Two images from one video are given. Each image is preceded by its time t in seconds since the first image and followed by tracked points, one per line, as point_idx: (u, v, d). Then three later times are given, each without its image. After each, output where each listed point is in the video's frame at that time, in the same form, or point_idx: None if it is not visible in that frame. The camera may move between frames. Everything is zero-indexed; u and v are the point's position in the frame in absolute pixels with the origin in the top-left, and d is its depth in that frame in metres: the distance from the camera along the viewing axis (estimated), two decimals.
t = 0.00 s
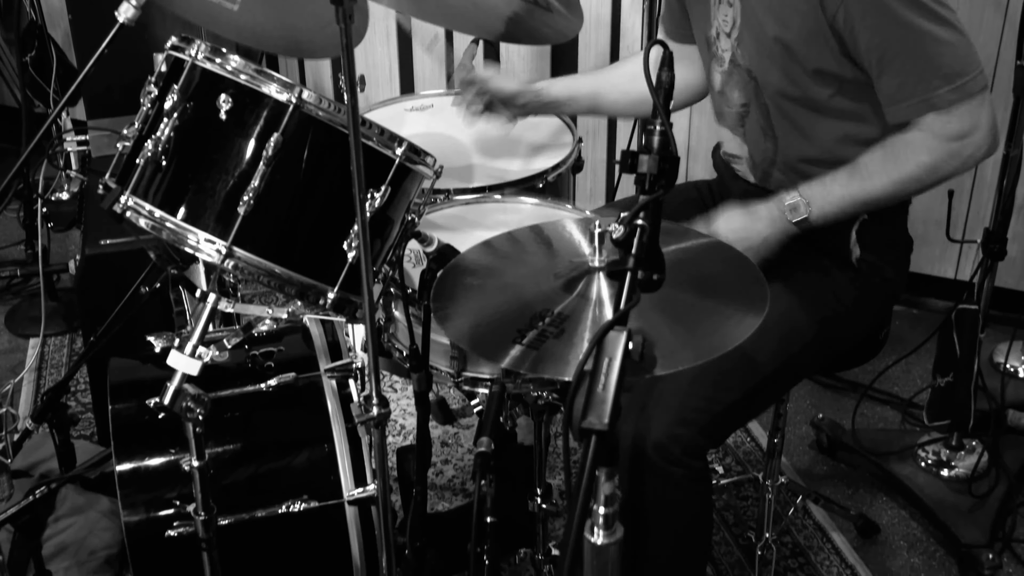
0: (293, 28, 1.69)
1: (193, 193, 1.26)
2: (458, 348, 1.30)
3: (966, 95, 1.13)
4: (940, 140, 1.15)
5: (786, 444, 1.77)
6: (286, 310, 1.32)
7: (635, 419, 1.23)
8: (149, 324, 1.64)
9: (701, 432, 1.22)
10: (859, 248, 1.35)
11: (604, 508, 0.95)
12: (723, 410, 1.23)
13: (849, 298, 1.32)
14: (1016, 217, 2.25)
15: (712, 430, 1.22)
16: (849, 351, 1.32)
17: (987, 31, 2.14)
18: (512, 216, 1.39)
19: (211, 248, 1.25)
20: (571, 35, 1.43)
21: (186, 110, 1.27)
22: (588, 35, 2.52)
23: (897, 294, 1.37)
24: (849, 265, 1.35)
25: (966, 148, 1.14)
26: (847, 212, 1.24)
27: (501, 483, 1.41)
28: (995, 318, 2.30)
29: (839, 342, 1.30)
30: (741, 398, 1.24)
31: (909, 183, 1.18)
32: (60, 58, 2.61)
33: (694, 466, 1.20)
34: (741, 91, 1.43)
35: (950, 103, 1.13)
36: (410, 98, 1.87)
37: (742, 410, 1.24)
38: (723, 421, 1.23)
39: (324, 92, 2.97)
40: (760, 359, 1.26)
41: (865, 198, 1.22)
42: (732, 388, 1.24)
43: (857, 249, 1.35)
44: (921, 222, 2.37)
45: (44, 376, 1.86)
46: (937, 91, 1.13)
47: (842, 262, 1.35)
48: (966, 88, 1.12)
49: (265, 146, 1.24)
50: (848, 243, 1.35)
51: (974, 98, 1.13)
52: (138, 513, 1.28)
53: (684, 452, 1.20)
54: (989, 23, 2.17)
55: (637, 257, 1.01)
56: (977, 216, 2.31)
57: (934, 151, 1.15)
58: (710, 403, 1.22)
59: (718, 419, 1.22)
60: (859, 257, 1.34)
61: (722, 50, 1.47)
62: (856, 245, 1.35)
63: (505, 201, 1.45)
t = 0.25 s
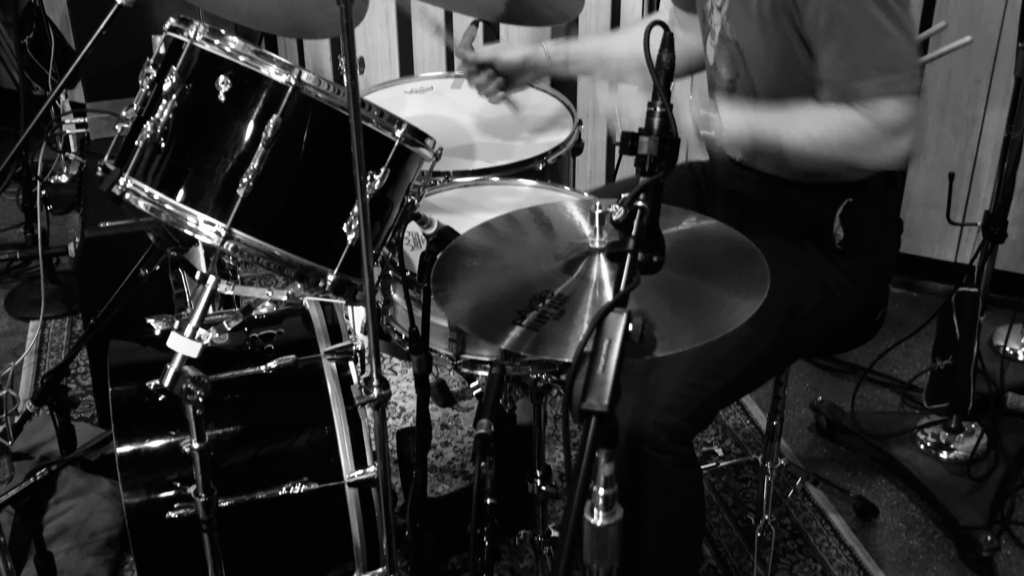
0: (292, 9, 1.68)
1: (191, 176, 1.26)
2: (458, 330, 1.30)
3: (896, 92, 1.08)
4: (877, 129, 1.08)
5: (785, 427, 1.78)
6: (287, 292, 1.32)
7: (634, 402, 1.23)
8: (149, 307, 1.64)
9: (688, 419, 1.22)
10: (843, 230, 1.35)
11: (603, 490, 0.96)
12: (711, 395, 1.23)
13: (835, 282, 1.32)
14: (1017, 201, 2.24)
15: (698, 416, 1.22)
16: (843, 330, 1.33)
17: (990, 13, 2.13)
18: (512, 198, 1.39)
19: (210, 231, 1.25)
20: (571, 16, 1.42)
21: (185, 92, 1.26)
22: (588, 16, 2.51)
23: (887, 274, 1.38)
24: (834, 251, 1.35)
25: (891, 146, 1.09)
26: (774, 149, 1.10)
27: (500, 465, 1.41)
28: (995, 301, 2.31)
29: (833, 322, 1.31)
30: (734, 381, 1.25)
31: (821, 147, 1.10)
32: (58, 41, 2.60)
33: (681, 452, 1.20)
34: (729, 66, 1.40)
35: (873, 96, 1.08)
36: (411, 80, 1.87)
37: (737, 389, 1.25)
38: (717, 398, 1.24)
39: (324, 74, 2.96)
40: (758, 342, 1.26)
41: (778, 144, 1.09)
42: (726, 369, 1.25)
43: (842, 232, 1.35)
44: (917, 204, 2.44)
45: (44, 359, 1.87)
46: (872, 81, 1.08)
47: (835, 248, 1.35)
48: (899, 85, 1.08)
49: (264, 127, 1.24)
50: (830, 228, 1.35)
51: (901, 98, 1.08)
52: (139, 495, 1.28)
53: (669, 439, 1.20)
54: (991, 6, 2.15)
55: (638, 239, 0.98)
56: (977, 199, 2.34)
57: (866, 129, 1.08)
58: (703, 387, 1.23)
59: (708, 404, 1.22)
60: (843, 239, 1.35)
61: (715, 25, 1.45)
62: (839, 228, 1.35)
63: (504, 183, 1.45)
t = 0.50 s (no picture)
0: None
1: (189, 155, 1.26)
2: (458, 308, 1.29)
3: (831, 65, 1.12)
4: (797, 99, 1.12)
5: (785, 405, 1.79)
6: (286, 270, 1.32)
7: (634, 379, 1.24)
8: (149, 285, 1.65)
9: (675, 394, 1.21)
10: (842, 210, 1.37)
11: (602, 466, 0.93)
12: (698, 372, 1.23)
13: (833, 263, 1.32)
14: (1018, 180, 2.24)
15: (685, 391, 1.22)
16: (842, 309, 1.32)
17: None
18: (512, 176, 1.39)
19: (209, 208, 1.24)
20: None
21: (183, 69, 1.26)
22: None
23: (886, 253, 1.39)
24: (833, 230, 1.36)
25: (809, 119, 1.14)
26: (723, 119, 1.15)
27: (500, 442, 1.42)
28: (995, 282, 2.32)
29: (834, 302, 1.31)
30: (732, 356, 1.25)
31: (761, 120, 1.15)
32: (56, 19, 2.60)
33: (668, 424, 1.21)
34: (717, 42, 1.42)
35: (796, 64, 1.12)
36: (410, 58, 1.87)
37: (735, 366, 1.25)
38: (717, 374, 1.24)
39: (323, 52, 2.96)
40: (758, 320, 1.26)
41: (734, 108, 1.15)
42: (725, 347, 1.25)
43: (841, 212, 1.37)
44: (918, 182, 2.45)
45: (44, 337, 1.88)
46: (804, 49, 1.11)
47: (832, 227, 1.36)
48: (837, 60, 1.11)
49: (263, 105, 1.24)
50: (831, 209, 1.37)
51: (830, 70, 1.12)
52: (140, 472, 1.29)
53: (660, 413, 1.22)
54: None
55: (637, 216, 0.97)
56: (978, 178, 2.35)
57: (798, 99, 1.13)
58: (700, 364, 1.23)
59: (696, 379, 1.22)
60: (843, 218, 1.36)
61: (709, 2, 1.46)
62: (839, 208, 1.37)
63: (504, 161, 1.45)
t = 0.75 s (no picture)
0: None
1: (189, 129, 1.25)
2: (458, 282, 1.30)
3: (921, 10, 1.10)
4: (896, 56, 1.12)
5: (785, 380, 1.79)
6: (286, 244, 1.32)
7: (634, 354, 1.24)
8: (149, 259, 1.65)
9: (674, 365, 1.23)
10: (852, 189, 1.35)
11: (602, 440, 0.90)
12: (700, 345, 1.23)
13: (840, 240, 1.31)
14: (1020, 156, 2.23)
15: (685, 363, 1.23)
16: (845, 287, 1.32)
17: None
18: (512, 150, 1.39)
19: (209, 181, 1.24)
20: None
21: (182, 43, 1.24)
22: None
23: (893, 231, 1.37)
24: (841, 209, 1.35)
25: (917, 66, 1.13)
26: (799, 112, 1.16)
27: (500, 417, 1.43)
28: (995, 256, 2.31)
29: (838, 277, 1.30)
30: (733, 329, 1.25)
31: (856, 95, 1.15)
32: None
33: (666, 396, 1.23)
34: (726, 24, 1.40)
35: (902, 18, 1.11)
36: (410, 32, 1.86)
37: (736, 341, 1.24)
38: (720, 350, 1.24)
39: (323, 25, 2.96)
40: (759, 295, 1.26)
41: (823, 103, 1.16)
42: (727, 323, 1.25)
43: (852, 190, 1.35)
44: (919, 157, 2.43)
45: (44, 312, 1.88)
46: None
47: (838, 202, 1.35)
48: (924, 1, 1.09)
49: (262, 78, 1.22)
50: (840, 188, 1.35)
51: (926, 14, 1.11)
52: (141, 447, 1.29)
53: (658, 384, 1.23)
54: None
55: (638, 189, 0.96)
56: (980, 151, 2.33)
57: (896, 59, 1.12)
58: (700, 338, 1.24)
59: (698, 350, 1.23)
60: (853, 198, 1.34)
61: None
62: (850, 188, 1.35)
63: (504, 135, 1.45)
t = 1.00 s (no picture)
0: None
1: (187, 107, 1.25)
2: (459, 260, 1.30)
3: None
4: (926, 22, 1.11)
5: (784, 358, 1.80)
6: (285, 222, 1.32)
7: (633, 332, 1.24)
8: (149, 238, 1.66)
9: (692, 341, 1.22)
10: (852, 163, 1.35)
11: (602, 417, 0.88)
12: (712, 320, 1.23)
13: (840, 216, 1.31)
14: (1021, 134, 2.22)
15: (698, 340, 1.22)
16: (847, 262, 1.32)
17: None
18: (511, 128, 1.40)
19: (208, 158, 1.23)
20: None
21: (181, 19, 1.24)
22: None
23: (892, 206, 1.37)
24: (841, 183, 1.35)
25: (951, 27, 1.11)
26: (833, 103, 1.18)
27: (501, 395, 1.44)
28: (995, 235, 2.30)
29: (837, 254, 1.30)
30: (738, 306, 1.24)
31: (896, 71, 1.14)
32: None
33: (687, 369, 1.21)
34: None
35: None
36: (410, 8, 1.86)
37: (736, 317, 1.25)
38: (724, 327, 1.24)
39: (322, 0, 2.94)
40: (759, 272, 1.26)
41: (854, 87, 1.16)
42: (730, 301, 1.24)
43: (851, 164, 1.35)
44: (920, 135, 2.37)
45: (44, 290, 1.90)
46: None
47: (838, 178, 1.35)
48: None
49: (262, 54, 1.22)
50: (839, 161, 1.36)
51: None
52: (141, 424, 1.30)
53: (675, 359, 1.21)
54: None
55: (639, 167, 0.94)
56: (981, 128, 2.29)
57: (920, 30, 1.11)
58: (705, 316, 1.23)
59: (711, 324, 1.22)
60: (853, 172, 1.34)
61: None
62: (849, 161, 1.34)
63: (505, 113, 1.46)
